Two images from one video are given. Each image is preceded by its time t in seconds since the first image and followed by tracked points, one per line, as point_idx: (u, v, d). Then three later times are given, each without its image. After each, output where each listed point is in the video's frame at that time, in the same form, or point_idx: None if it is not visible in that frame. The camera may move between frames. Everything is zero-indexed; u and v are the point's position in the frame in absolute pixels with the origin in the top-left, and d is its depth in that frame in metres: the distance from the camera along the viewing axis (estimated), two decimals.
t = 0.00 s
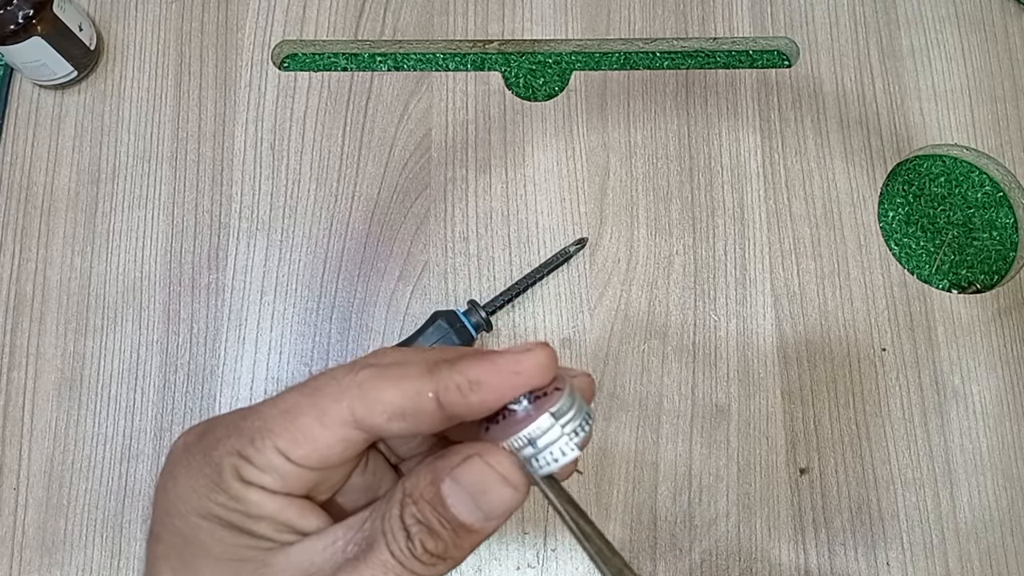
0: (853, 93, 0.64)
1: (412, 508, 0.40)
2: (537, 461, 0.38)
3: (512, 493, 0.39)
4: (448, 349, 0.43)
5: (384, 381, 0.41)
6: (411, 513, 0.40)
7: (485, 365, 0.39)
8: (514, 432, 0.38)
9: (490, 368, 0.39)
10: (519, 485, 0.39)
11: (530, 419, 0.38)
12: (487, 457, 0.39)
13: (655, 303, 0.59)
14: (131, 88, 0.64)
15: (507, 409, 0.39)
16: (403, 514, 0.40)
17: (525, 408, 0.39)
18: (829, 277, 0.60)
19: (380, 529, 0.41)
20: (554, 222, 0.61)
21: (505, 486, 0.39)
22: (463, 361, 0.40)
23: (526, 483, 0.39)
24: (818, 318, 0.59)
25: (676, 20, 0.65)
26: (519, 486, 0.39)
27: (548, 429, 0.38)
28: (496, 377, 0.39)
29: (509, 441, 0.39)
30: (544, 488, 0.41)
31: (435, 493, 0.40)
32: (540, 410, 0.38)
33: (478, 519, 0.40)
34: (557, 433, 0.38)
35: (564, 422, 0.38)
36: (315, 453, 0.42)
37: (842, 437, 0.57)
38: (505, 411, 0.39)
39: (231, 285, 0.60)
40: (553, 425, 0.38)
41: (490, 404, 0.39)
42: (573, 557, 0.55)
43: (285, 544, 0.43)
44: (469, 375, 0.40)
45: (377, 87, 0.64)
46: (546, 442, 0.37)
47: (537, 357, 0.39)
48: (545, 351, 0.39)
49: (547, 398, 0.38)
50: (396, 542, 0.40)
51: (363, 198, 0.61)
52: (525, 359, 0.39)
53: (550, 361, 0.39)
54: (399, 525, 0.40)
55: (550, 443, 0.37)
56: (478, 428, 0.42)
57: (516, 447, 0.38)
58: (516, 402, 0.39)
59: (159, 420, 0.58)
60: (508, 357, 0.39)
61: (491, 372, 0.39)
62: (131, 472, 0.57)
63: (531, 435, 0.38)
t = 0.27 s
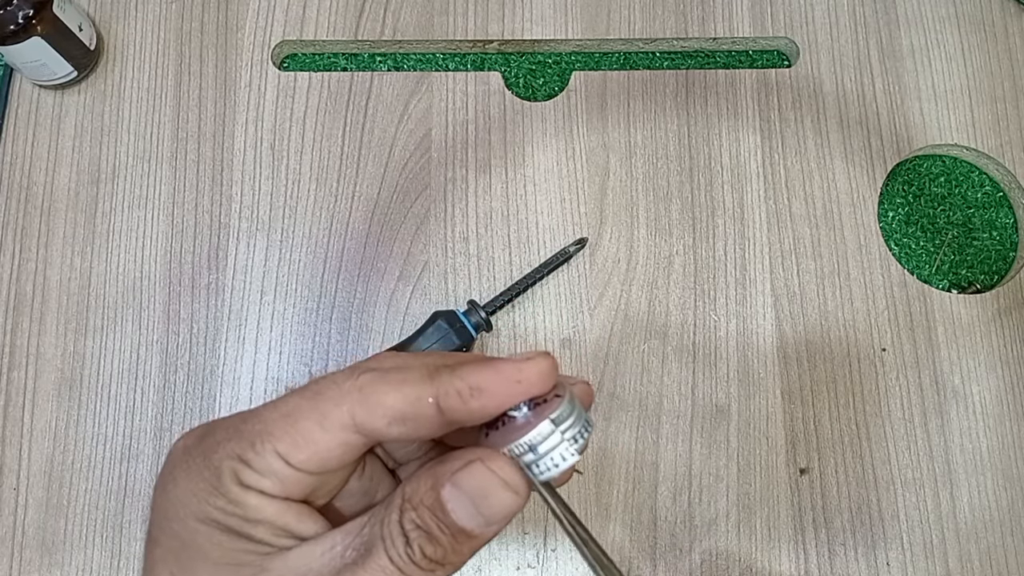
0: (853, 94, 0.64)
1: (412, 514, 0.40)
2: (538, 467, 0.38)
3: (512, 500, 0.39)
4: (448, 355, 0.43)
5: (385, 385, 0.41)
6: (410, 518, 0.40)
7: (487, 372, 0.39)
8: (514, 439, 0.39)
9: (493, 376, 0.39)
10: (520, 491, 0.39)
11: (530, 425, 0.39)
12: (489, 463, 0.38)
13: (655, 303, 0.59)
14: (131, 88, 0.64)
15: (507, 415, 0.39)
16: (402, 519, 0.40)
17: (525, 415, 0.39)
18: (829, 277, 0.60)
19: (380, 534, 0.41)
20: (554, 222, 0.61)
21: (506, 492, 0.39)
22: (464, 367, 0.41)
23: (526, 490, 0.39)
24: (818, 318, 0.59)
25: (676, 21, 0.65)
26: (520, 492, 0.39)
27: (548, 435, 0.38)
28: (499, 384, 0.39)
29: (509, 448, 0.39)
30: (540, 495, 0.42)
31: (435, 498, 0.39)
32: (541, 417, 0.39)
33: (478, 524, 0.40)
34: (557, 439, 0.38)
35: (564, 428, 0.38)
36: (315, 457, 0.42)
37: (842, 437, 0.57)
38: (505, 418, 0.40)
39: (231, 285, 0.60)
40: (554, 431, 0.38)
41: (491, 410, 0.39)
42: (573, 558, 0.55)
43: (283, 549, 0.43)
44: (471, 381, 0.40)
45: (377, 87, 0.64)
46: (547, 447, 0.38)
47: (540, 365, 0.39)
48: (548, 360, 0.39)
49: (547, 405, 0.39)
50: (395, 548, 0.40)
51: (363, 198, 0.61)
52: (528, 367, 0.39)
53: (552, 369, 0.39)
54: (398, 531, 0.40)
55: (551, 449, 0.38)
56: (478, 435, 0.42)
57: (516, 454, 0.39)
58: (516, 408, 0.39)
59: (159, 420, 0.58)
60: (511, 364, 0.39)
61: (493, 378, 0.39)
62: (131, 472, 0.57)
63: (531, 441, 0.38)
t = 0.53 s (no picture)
0: (853, 93, 0.64)
1: (409, 521, 0.40)
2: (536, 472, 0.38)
3: (510, 505, 0.39)
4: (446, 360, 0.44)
5: (382, 391, 0.41)
6: (408, 525, 0.40)
7: (485, 377, 0.39)
8: (512, 444, 0.39)
9: (490, 381, 0.39)
10: (518, 496, 0.39)
11: (527, 430, 0.39)
12: (485, 468, 0.38)
13: (655, 303, 0.59)
14: (131, 88, 0.64)
15: (504, 421, 0.40)
16: (400, 526, 0.40)
17: (523, 420, 0.39)
18: (829, 277, 0.60)
19: (377, 542, 0.41)
20: (554, 221, 0.61)
21: (502, 497, 0.38)
22: (462, 373, 0.41)
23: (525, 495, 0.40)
24: (818, 318, 0.59)
25: (677, 20, 0.65)
26: (518, 497, 0.39)
27: (546, 440, 0.38)
28: (495, 390, 0.39)
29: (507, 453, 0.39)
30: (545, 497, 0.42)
31: (432, 504, 0.39)
32: (538, 422, 0.39)
33: (476, 531, 0.39)
34: (555, 444, 0.38)
35: (562, 434, 0.38)
36: (312, 463, 0.42)
37: (842, 437, 0.57)
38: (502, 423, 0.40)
39: (230, 284, 0.60)
40: (551, 436, 0.38)
41: (488, 416, 0.39)
42: (573, 558, 0.55)
43: (281, 559, 0.43)
44: (468, 387, 0.40)
45: (377, 87, 0.64)
46: (545, 452, 0.38)
47: (537, 371, 0.39)
48: (545, 366, 0.39)
49: (545, 411, 0.39)
50: (392, 556, 0.40)
51: (363, 198, 0.61)
52: (525, 373, 0.39)
53: (550, 375, 0.39)
54: (396, 539, 0.40)
55: (549, 454, 0.38)
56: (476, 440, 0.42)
57: (514, 459, 0.39)
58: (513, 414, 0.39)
59: (159, 420, 0.58)
60: (508, 369, 0.39)
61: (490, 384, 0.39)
62: (131, 472, 0.57)
63: (529, 446, 0.39)
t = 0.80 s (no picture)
0: (853, 94, 0.64)
1: (411, 528, 0.40)
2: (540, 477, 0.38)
3: (514, 511, 0.39)
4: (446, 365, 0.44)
5: (383, 398, 0.41)
6: (409, 533, 0.40)
7: (487, 384, 0.39)
8: (515, 449, 0.39)
9: (493, 388, 0.39)
10: (521, 500, 0.39)
11: (530, 435, 0.39)
12: (489, 472, 0.38)
13: (655, 303, 0.59)
14: (131, 88, 0.64)
15: (505, 427, 0.39)
16: (401, 534, 0.40)
17: (525, 425, 0.39)
18: (829, 277, 0.60)
19: (378, 549, 0.41)
20: (554, 222, 0.61)
21: (507, 503, 0.38)
22: (463, 379, 0.41)
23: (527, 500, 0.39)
24: (818, 318, 0.59)
25: (677, 20, 0.65)
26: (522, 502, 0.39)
27: (550, 445, 0.38)
28: (499, 397, 0.39)
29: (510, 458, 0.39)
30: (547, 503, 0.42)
31: (434, 512, 0.40)
32: (541, 427, 0.38)
33: (478, 537, 0.40)
34: (559, 449, 0.38)
35: (565, 439, 0.38)
36: (311, 469, 0.42)
37: (842, 437, 0.57)
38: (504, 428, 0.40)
39: (231, 285, 0.60)
40: (555, 441, 0.38)
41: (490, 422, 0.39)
42: (573, 558, 0.55)
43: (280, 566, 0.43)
44: (471, 393, 0.40)
45: (377, 87, 0.64)
46: (548, 457, 0.38)
47: (540, 377, 0.39)
48: (547, 371, 0.39)
49: (547, 416, 0.39)
50: (394, 563, 0.40)
51: (363, 198, 0.61)
52: (528, 379, 0.39)
53: (552, 381, 0.39)
54: (397, 546, 0.40)
55: (553, 459, 0.38)
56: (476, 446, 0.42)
57: (516, 464, 0.39)
58: (516, 419, 0.39)
59: (159, 420, 0.58)
60: (511, 376, 0.39)
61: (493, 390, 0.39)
62: (131, 472, 0.57)
63: (533, 451, 0.38)
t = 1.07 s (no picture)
0: (853, 93, 0.64)
1: (407, 530, 0.40)
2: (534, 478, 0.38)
3: (510, 514, 0.39)
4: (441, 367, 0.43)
5: (379, 401, 0.41)
6: (405, 535, 0.40)
7: (482, 388, 0.39)
8: (509, 452, 0.39)
9: (488, 393, 0.39)
10: (517, 503, 0.39)
11: (524, 438, 0.39)
12: (483, 475, 0.39)
13: (655, 303, 0.59)
14: (131, 87, 0.64)
15: (500, 430, 0.40)
16: (397, 536, 0.41)
17: (519, 428, 0.39)
18: (829, 277, 0.60)
19: (374, 552, 0.41)
20: (554, 222, 0.61)
21: (503, 506, 0.39)
22: (458, 383, 0.40)
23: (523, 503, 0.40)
24: (818, 318, 0.59)
25: (677, 20, 0.65)
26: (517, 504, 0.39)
27: (543, 447, 0.38)
28: (494, 402, 0.39)
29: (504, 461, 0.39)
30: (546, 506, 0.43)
31: (430, 514, 0.40)
32: (535, 429, 0.39)
33: (474, 540, 0.40)
34: (553, 450, 0.38)
35: (559, 440, 0.38)
36: (307, 473, 0.42)
37: (842, 437, 0.57)
38: (498, 432, 0.40)
39: (231, 285, 0.60)
40: (549, 443, 0.38)
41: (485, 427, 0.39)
42: (573, 558, 0.55)
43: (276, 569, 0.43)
44: (466, 397, 0.40)
45: (377, 87, 0.64)
46: (543, 459, 0.38)
47: (534, 380, 0.39)
48: (542, 376, 0.39)
49: (541, 418, 0.39)
50: (390, 565, 0.41)
51: (363, 198, 0.61)
52: (523, 382, 0.39)
53: (547, 384, 0.39)
54: (393, 548, 0.41)
55: (547, 460, 0.38)
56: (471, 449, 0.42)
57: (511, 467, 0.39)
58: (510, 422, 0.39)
59: (159, 420, 0.58)
60: (506, 379, 0.39)
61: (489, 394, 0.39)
62: (131, 472, 0.57)
63: (527, 454, 0.38)
